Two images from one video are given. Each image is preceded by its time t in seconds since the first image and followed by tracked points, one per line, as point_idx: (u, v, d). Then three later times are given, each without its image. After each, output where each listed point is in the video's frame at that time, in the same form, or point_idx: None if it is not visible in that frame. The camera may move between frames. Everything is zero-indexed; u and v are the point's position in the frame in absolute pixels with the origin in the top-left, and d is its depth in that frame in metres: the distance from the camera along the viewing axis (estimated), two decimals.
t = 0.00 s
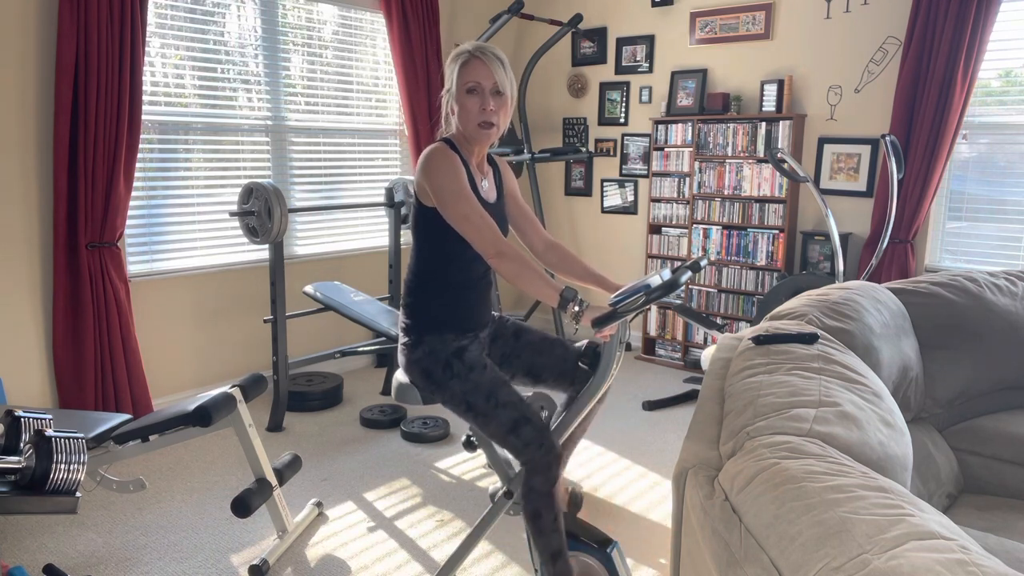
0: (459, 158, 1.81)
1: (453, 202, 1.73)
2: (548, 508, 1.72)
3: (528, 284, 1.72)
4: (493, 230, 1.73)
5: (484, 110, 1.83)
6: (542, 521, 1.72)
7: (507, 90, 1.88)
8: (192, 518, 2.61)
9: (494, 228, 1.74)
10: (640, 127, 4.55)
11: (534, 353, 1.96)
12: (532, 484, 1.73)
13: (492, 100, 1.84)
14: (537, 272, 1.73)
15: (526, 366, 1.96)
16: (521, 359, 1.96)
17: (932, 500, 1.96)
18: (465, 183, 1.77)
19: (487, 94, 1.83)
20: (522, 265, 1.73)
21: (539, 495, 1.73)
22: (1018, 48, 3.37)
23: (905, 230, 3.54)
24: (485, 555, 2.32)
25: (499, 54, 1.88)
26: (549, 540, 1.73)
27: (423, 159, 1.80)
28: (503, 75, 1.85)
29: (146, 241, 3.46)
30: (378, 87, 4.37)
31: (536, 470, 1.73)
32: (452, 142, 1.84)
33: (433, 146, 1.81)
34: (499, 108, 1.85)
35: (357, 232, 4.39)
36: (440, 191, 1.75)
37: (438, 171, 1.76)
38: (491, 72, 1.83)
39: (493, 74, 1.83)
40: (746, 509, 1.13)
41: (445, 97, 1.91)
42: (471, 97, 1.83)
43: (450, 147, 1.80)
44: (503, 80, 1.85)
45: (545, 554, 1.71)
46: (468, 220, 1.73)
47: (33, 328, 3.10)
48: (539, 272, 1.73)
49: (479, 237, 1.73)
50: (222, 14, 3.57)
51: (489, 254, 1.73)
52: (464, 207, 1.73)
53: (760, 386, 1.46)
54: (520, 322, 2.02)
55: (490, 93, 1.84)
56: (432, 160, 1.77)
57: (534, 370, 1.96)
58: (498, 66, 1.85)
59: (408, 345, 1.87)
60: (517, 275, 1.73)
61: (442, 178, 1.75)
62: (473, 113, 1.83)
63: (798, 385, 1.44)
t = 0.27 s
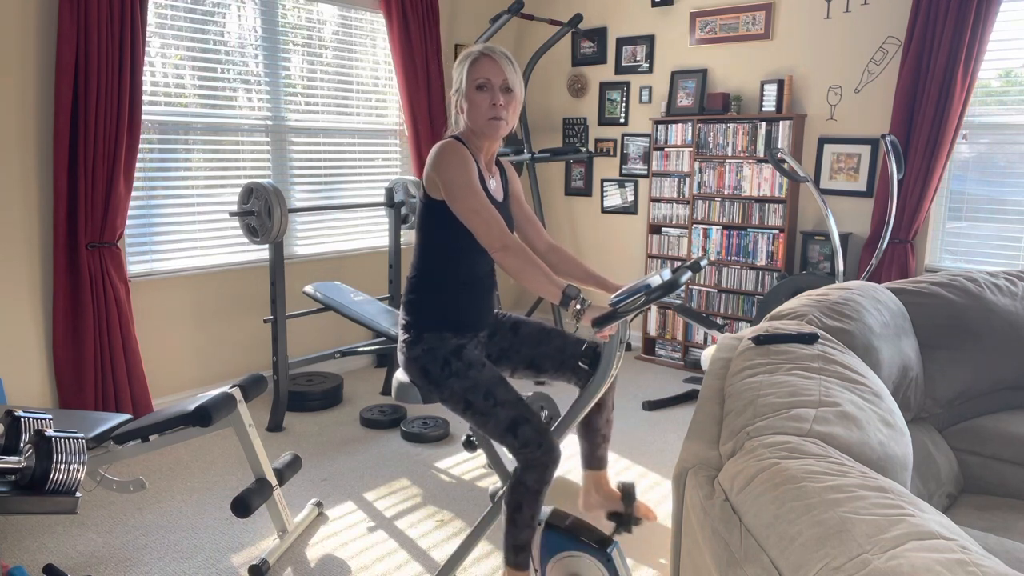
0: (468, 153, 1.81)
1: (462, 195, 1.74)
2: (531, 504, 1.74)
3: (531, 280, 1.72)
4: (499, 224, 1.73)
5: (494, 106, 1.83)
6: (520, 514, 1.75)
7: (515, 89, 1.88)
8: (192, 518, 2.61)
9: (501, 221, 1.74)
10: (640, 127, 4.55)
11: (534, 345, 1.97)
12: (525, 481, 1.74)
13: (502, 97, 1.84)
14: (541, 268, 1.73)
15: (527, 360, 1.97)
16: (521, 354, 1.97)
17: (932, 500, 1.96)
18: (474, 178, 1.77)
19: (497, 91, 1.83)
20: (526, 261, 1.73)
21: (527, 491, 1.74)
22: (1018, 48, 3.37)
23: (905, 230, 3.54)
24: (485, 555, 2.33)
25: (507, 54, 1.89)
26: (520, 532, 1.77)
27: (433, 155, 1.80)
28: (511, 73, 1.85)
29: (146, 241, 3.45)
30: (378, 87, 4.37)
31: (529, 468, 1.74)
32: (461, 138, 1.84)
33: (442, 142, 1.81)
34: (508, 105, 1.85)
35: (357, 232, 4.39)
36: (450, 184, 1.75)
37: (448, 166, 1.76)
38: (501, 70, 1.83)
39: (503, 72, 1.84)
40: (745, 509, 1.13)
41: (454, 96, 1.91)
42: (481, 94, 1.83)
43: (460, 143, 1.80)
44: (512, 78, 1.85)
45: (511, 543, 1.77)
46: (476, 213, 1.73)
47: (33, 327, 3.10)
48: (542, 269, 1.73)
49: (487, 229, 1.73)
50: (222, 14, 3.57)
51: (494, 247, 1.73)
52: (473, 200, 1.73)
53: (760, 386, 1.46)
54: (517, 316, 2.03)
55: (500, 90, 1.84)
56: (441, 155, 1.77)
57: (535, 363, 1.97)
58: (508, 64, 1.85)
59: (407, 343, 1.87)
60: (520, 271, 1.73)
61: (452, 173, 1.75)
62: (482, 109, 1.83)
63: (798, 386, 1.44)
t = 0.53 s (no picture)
0: (457, 158, 1.81)
1: (450, 203, 1.74)
2: (555, 433, 1.72)
3: (527, 285, 1.71)
4: (491, 232, 1.73)
5: (481, 108, 1.83)
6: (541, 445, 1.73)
7: (504, 87, 1.87)
8: (192, 517, 2.61)
9: (491, 229, 1.74)
10: (640, 127, 4.55)
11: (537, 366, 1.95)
12: (553, 414, 1.71)
13: (489, 98, 1.83)
14: (537, 273, 1.72)
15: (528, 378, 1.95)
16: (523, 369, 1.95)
17: (932, 500, 1.96)
18: (462, 183, 1.77)
19: (483, 92, 1.83)
20: (522, 267, 1.71)
21: (553, 424, 1.72)
22: (1018, 48, 3.37)
23: (904, 230, 3.54)
24: (485, 555, 2.33)
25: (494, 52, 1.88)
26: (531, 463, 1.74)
27: (421, 161, 1.81)
28: (498, 72, 1.85)
29: (146, 241, 3.45)
30: (378, 87, 4.37)
31: (554, 403, 1.72)
32: (450, 143, 1.84)
33: (431, 148, 1.82)
34: (496, 105, 1.84)
35: (357, 232, 4.39)
36: (438, 195, 1.76)
37: (435, 172, 1.77)
38: (487, 70, 1.83)
39: (488, 72, 1.83)
40: (746, 509, 1.13)
41: (444, 98, 1.92)
42: (468, 96, 1.83)
43: (448, 149, 1.81)
44: (499, 78, 1.84)
45: (519, 471, 1.73)
46: (465, 223, 1.73)
47: (33, 327, 3.10)
48: (538, 273, 1.72)
49: (479, 240, 1.73)
50: (222, 14, 3.57)
51: (488, 256, 1.73)
52: (460, 208, 1.73)
53: (760, 386, 1.46)
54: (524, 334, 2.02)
55: (487, 91, 1.83)
56: (429, 162, 1.78)
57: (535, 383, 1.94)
58: (493, 63, 1.84)
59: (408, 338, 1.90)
60: (516, 277, 1.71)
61: (440, 180, 1.76)
62: (470, 112, 1.83)
63: (798, 385, 1.44)
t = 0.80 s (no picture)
0: (458, 157, 1.81)
1: (451, 201, 1.74)
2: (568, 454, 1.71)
3: (526, 285, 1.71)
4: (491, 231, 1.73)
5: (481, 108, 1.83)
6: (559, 466, 1.71)
7: (504, 87, 1.87)
8: (192, 518, 2.61)
9: (490, 228, 1.73)
10: (640, 127, 4.55)
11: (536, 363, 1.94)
12: (556, 432, 1.72)
13: (489, 98, 1.84)
14: (537, 274, 1.72)
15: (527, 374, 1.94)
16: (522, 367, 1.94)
17: (932, 500, 1.96)
18: (463, 182, 1.77)
19: (483, 91, 1.83)
20: (521, 267, 1.71)
21: (561, 442, 1.72)
22: (1018, 48, 3.37)
23: (904, 230, 3.54)
24: (485, 555, 2.33)
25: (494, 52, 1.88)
26: (561, 488, 1.71)
27: (421, 160, 1.81)
28: (499, 72, 1.85)
29: (145, 241, 3.45)
30: (378, 87, 4.37)
31: (555, 418, 1.73)
32: (451, 142, 1.84)
33: (431, 147, 1.81)
34: (496, 105, 1.85)
35: (357, 232, 4.39)
36: (439, 192, 1.75)
37: (435, 170, 1.76)
38: (487, 70, 1.83)
39: (489, 71, 1.83)
40: (746, 509, 1.13)
41: (443, 98, 1.92)
42: (468, 96, 1.84)
43: (449, 148, 1.81)
44: (499, 78, 1.85)
45: (553, 500, 1.70)
46: (465, 220, 1.73)
47: (33, 327, 3.09)
48: (538, 274, 1.72)
49: (477, 237, 1.73)
50: (222, 14, 3.57)
51: (488, 256, 1.73)
52: (460, 207, 1.73)
53: (760, 386, 1.46)
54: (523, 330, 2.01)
55: (487, 90, 1.84)
56: (429, 160, 1.78)
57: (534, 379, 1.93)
58: (494, 63, 1.84)
59: (407, 339, 1.90)
60: (515, 276, 1.71)
61: (440, 178, 1.75)
62: (470, 111, 1.83)
63: (798, 385, 1.44)
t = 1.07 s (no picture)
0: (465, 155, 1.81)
1: (457, 199, 1.74)
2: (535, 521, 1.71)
3: (530, 282, 1.71)
4: (496, 227, 1.73)
5: (488, 111, 1.83)
6: (529, 531, 1.71)
7: (512, 91, 1.87)
8: (192, 518, 2.61)
9: (495, 224, 1.74)
10: (640, 127, 4.55)
11: (535, 343, 1.98)
12: (524, 498, 1.71)
13: (498, 101, 1.84)
14: (539, 271, 1.72)
15: (529, 357, 1.97)
16: (523, 351, 1.97)
17: (932, 500, 1.96)
18: (470, 180, 1.77)
19: (492, 94, 1.83)
20: (526, 265, 1.72)
21: (528, 507, 1.72)
22: (1018, 48, 3.37)
23: (904, 230, 3.54)
24: (485, 555, 2.33)
25: (505, 55, 1.88)
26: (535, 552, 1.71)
27: (428, 155, 1.81)
28: (508, 76, 1.85)
29: (145, 241, 3.45)
30: (378, 87, 4.37)
31: (527, 483, 1.71)
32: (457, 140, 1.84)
33: (438, 143, 1.81)
34: (504, 109, 1.85)
35: (357, 232, 4.39)
36: (446, 188, 1.75)
37: (443, 167, 1.77)
38: (497, 73, 1.83)
39: (499, 76, 1.83)
40: (746, 509, 1.13)
41: (452, 96, 1.91)
42: (476, 98, 1.83)
43: (456, 146, 1.81)
44: (508, 82, 1.84)
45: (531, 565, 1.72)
46: (471, 215, 1.73)
47: (33, 327, 3.10)
48: (541, 272, 1.72)
49: (482, 232, 1.73)
50: (222, 14, 3.57)
51: (491, 251, 1.73)
52: (467, 207, 1.74)
53: (760, 386, 1.46)
54: (519, 315, 2.04)
55: (495, 93, 1.83)
56: (437, 156, 1.78)
57: (537, 360, 1.97)
58: (504, 67, 1.84)
59: (408, 347, 1.87)
60: (518, 273, 1.72)
61: (446, 176, 1.75)
62: (477, 113, 1.84)
63: (798, 385, 1.44)
